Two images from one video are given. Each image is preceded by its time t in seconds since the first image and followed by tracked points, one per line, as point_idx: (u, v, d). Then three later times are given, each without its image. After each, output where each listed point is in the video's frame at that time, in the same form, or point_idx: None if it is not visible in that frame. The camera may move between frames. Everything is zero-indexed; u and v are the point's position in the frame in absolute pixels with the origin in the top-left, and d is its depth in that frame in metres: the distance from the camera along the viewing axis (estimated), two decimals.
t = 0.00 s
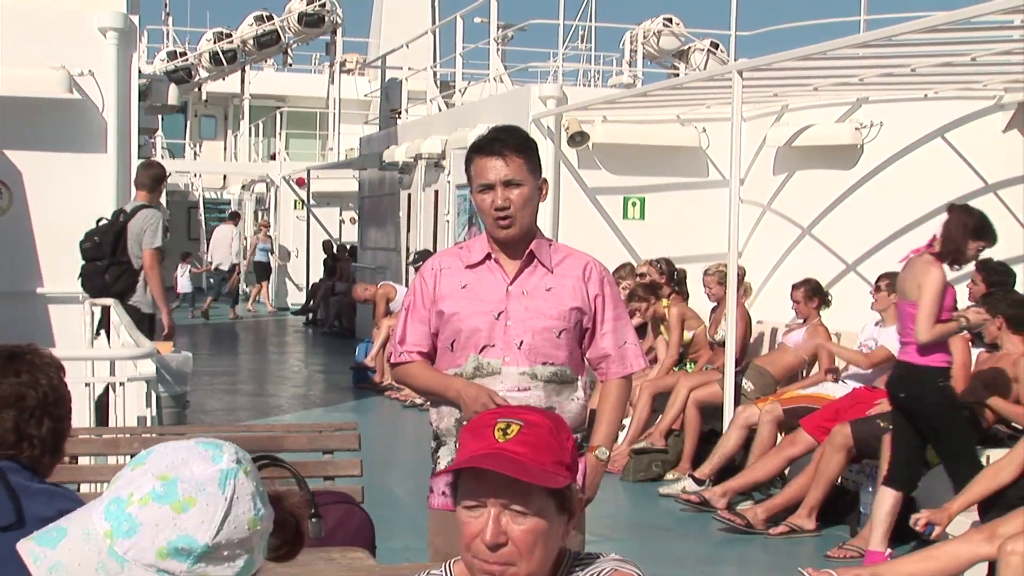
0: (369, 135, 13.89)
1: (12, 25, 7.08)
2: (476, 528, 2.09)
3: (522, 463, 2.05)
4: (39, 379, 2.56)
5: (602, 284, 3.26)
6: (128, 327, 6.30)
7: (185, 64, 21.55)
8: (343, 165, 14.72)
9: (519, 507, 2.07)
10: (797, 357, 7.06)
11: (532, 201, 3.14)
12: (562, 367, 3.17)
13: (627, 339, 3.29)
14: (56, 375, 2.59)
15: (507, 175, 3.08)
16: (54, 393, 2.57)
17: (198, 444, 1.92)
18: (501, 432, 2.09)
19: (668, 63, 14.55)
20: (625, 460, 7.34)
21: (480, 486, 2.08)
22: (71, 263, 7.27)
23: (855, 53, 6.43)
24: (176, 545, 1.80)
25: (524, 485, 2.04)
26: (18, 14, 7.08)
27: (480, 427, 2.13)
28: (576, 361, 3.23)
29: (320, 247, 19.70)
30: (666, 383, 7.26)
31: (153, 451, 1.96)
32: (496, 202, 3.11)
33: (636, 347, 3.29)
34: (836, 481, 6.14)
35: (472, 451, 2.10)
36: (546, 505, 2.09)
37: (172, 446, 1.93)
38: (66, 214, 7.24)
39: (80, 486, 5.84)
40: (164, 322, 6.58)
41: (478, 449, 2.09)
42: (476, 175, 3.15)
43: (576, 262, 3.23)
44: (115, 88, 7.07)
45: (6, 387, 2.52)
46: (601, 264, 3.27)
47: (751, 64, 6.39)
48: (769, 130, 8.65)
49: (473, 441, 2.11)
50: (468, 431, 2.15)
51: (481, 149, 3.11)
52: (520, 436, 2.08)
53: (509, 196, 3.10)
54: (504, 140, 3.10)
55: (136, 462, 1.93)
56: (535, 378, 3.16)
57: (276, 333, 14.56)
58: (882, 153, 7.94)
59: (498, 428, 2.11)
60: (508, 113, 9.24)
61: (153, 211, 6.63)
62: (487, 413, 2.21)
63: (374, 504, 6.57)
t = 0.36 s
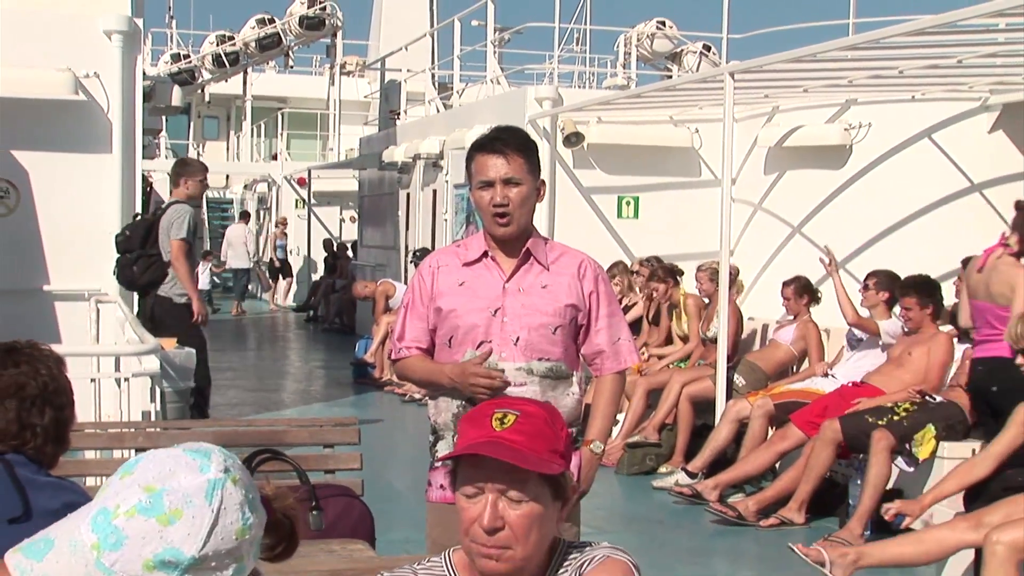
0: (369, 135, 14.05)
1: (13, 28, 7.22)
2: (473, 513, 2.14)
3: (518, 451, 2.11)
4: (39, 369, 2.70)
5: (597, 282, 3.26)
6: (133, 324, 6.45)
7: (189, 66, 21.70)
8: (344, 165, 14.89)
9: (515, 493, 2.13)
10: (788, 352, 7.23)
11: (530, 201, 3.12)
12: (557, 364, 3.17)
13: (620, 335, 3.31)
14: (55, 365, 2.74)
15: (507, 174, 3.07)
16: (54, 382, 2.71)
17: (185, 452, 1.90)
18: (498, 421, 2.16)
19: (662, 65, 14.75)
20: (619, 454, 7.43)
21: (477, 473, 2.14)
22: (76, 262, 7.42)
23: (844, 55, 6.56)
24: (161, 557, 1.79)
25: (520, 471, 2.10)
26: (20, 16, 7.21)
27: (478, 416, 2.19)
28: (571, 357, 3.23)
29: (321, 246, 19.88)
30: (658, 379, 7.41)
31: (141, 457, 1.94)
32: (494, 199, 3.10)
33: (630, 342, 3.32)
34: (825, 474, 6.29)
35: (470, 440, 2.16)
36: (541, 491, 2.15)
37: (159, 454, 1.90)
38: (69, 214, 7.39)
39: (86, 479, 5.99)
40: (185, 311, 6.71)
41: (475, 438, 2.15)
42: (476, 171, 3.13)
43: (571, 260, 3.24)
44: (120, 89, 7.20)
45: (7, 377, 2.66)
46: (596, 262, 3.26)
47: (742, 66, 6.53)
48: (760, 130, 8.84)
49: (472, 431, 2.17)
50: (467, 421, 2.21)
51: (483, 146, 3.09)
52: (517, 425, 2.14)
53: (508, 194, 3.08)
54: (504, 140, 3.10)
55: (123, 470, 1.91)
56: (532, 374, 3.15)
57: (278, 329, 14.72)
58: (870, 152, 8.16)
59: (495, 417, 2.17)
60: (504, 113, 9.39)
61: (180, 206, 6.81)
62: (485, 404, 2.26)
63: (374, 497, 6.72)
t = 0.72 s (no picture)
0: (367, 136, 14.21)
1: (15, 30, 7.34)
2: (464, 511, 2.24)
3: (508, 450, 2.22)
4: (43, 365, 2.85)
5: (588, 280, 3.37)
6: (136, 322, 6.60)
7: (190, 69, 21.80)
8: (341, 166, 15.04)
9: (505, 491, 2.24)
10: (776, 349, 7.39)
11: (532, 204, 3.23)
12: (550, 359, 3.27)
13: (612, 332, 3.40)
14: (56, 362, 2.88)
15: (514, 173, 3.17)
16: (56, 376, 2.86)
17: (188, 457, 1.91)
18: (486, 423, 2.26)
19: (654, 68, 14.93)
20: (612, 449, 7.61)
21: (466, 473, 2.24)
22: (78, 261, 7.56)
23: (832, 58, 6.71)
24: (189, 562, 1.80)
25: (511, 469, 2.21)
26: (22, 19, 7.35)
27: (464, 419, 2.29)
28: (563, 353, 3.32)
29: (319, 245, 20.04)
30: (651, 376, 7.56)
31: (143, 468, 1.93)
32: (499, 195, 3.18)
33: (621, 339, 3.40)
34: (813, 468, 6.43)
35: (457, 443, 2.26)
36: (529, 488, 2.26)
37: (163, 463, 1.90)
38: (72, 213, 7.53)
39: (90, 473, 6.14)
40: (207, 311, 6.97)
41: (464, 440, 2.25)
42: (484, 167, 3.24)
43: (563, 259, 3.34)
44: (122, 91, 7.34)
45: (12, 373, 2.81)
46: (587, 261, 3.38)
47: (732, 69, 6.67)
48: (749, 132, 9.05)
49: (459, 433, 2.27)
50: (451, 423, 2.31)
51: (496, 143, 3.21)
52: (504, 426, 2.25)
53: (513, 192, 3.17)
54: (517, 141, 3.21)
55: (128, 484, 1.90)
56: (525, 369, 3.23)
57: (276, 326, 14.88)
58: (858, 154, 8.37)
59: (481, 419, 2.27)
60: (499, 115, 9.53)
61: (217, 208, 7.02)
62: (467, 406, 2.37)
63: (372, 492, 6.86)
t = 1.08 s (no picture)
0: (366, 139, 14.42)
1: (14, 31, 7.55)
2: (461, 507, 2.42)
3: (504, 450, 2.38)
4: (47, 361, 3.03)
5: (582, 280, 3.49)
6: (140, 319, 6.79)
7: (193, 72, 21.97)
8: (340, 167, 15.25)
9: (499, 487, 2.41)
10: (764, 346, 7.61)
11: (532, 209, 3.35)
12: (543, 357, 3.37)
13: (604, 331, 3.55)
14: (59, 358, 3.06)
15: (517, 176, 3.28)
16: (59, 372, 3.03)
17: (211, 453, 1.92)
18: (479, 424, 2.41)
19: (645, 71, 15.16)
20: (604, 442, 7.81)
21: (462, 472, 2.41)
22: (84, 260, 7.76)
23: (818, 63, 6.89)
24: (224, 555, 1.82)
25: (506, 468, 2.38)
26: (30, 24, 7.54)
27: (458, 421, 2.44)
28: (556, 350, 3.43)
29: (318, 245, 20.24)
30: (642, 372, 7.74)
31: (165, 467, 1.92)
32: (501, 198, 3.30)
33: (612, 338, 3.56)
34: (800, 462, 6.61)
35: (453, 443, 2.41)
36: (519, 483, 2.44)
37: (187, 460, 1.91)
38: (78, 213, 7.72)
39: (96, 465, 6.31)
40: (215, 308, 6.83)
41: (460, 441, 2.40)
42: (489, 168, 3.36)
43: (557, 259, 3.45)
44: (127, 94, 7.53)
45: (18, 369, 2.98)
46: (580, 261, 3.50)
47: (720, 73, 6.86)
48: (739, 133, 9.38)
49: (453, 434, 2.42)
50: (445, 424, 2.45)
51: (503, 145, 3.32)
52: (497, 427, 2.42)
53: (514, 195, 3.29)
54: (525, 146, 3.32)
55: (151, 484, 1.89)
56: (519, 365, 3.33)
57: (276, 324, 15.09)
58: (844, 155, 8.66)
59: (474, 420, 2.43)
60: (495, 117, 9.72)
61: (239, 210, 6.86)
62: (457, 406, 2.52)
63: (370, 485, 7.04)
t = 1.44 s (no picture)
0: (367, 138, 14.60)
1: (14, 31, 7.67)
2: (434, 489, 2.55)
3: (461, 428, 2.49)
4: (55, 354, 3.13)
5: (578, 276, 3.65)
6: (147, 315, 6.97)
7: (197, 73, 22.11)
8: (341, 166, 15.43)
9: (464, 465, 2.51)
10: (755, 340, 7.81)
11: (530, 206, 3.47)
12: (540, 351, 3.53)
13: (600, 326, 3.69)
14: (66, 351, 3.16)
15: (516, 175, 3.40)
16: (66, 364, 3.13)
17: (223, 450, 2.13)
18: (448, 408, 2.56)
19: (638, 72, 15.34)
20: (599, 434, 8.00)
21: (433, 454, 2.54)
22: (90, 257, 7.95)
23: (808, 64, 7.04)
24: (234, 546, 2.02)
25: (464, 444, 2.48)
26: (37, 26, 7.72)
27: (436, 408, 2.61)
28: (553, 345, 3.58)
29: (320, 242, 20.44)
30: (636, 367, 7.94)
31: (180, 462, 2.13)
32: (500, 196, 3.42)
33: (609, 333, 3.70)
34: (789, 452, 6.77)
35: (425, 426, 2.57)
36: (486, 464, 2.52)
37: (200, 455, 2.11)
38: (85, 211, 7.91)
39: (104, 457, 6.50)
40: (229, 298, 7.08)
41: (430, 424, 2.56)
42: (488, 167, 3.46)
43: (554, 256, 3.60)
44: (132, 95, 7.73)
45: (27, 360, 3.07)
46: (576, 258, 3.65)
47: (712, 74, 7.03)
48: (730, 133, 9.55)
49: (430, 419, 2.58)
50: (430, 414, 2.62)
51: (501, 145, 3.44)
52: (462, 410, 2.54)
53: (513, 193, 3.41)
54: (522, 145, 3.44)
55: (166, 476, 2.10)
56: (516, 360, 3.49)
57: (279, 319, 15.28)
58: (833, 153, 8.86)
59: (447, 407, 2.58)
60: (492, 117, 9.90)
61: (262, 209, 7.03)
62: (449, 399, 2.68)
63: (371, 476, 7.23)
